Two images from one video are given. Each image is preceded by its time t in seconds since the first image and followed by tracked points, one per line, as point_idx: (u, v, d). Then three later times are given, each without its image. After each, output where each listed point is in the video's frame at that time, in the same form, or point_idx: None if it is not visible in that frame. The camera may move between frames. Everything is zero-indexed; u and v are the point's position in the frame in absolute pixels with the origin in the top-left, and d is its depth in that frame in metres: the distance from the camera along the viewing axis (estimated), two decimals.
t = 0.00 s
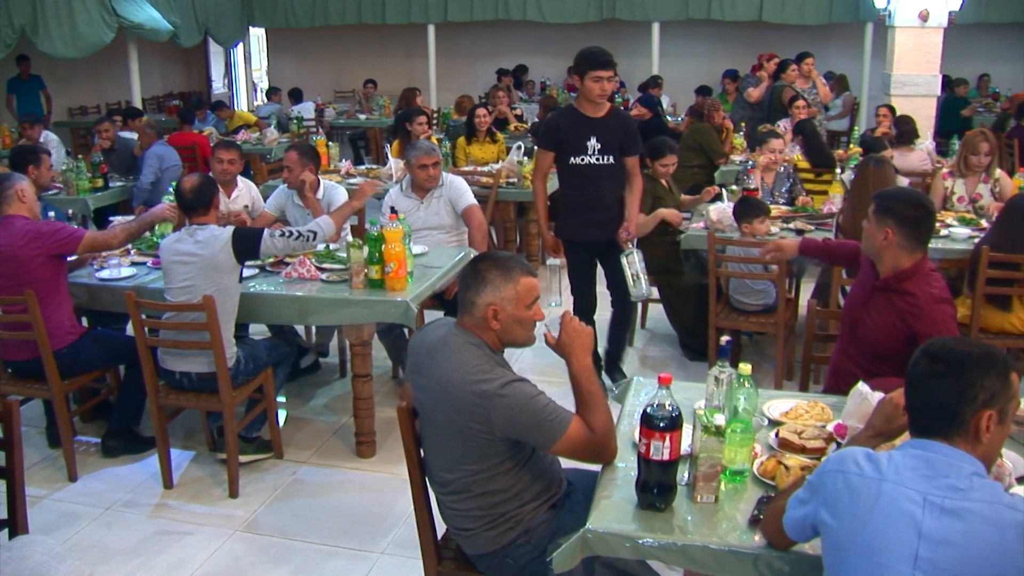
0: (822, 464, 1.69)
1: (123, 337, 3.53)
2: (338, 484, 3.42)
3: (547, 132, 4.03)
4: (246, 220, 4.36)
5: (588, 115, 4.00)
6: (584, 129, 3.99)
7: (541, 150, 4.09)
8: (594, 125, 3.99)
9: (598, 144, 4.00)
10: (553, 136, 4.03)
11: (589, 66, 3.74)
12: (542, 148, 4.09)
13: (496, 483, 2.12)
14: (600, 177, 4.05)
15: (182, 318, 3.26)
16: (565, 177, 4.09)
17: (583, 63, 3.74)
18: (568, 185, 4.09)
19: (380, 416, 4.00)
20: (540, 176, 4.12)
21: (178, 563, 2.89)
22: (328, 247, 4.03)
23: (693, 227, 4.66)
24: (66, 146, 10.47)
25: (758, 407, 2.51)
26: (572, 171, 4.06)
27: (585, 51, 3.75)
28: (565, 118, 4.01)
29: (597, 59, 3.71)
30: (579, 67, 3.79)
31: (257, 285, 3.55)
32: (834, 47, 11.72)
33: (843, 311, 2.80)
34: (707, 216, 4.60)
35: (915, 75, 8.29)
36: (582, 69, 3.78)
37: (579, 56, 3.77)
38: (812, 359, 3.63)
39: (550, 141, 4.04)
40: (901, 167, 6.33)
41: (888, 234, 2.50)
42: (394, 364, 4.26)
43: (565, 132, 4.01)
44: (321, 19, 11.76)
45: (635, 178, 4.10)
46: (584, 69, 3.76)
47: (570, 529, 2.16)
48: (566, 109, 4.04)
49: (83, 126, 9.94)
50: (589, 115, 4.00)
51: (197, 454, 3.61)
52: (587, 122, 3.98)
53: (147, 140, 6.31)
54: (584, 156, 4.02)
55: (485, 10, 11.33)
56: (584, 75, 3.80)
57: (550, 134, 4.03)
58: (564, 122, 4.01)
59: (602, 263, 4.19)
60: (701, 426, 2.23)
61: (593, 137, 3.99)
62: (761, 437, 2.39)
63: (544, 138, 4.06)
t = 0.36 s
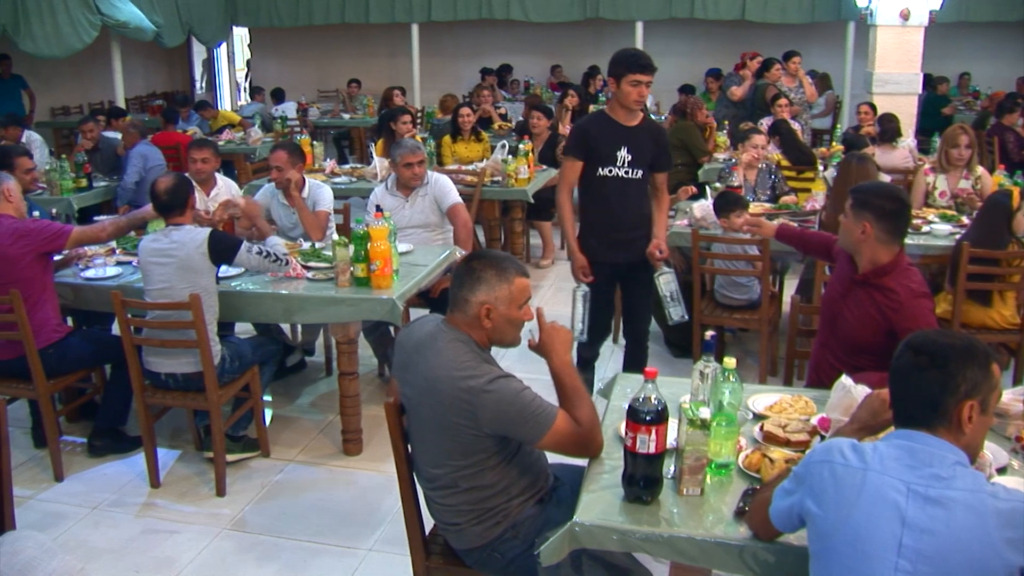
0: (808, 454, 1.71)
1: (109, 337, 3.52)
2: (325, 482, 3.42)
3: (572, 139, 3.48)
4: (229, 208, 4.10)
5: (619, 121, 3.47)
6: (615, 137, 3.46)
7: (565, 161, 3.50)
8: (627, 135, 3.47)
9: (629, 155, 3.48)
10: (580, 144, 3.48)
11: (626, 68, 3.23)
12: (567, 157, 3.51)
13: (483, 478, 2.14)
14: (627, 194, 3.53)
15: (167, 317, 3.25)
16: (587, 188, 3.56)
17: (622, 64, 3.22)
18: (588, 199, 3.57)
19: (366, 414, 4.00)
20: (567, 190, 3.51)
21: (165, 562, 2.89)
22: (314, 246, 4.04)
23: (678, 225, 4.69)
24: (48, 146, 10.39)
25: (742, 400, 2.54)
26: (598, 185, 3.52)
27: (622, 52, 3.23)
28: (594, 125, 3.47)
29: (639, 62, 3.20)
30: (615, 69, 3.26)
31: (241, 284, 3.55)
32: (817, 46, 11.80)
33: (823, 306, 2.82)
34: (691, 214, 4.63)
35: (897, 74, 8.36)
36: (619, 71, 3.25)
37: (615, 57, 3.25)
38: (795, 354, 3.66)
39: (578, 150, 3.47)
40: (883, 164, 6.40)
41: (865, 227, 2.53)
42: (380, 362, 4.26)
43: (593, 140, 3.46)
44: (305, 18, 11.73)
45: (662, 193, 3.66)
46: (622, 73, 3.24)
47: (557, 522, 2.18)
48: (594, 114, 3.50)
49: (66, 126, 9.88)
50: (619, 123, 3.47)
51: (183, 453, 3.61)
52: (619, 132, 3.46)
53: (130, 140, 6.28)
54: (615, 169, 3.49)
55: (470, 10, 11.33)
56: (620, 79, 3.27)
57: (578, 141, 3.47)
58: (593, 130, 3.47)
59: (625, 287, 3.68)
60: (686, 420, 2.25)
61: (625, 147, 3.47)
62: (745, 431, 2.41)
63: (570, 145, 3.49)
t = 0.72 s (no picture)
0: (794, 447, 1.74)
1: (95, 337, 3.51)
2: (311, 481, 3.42)
3: (590, 149, 3.30)
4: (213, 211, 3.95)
5: (632, 127, 3.32)
6: (631, 145, 3.31)
7: (587, 173, 3.32)
8: (641, 141, 3.32)
9: (645, 164, 3.35)
10: (601, 155, 3.30)
11: (642, 74, 3.08)
12: (587, 169, 3.32)
13: (470, 474, 2.15)
14: (643, 202, 3.42)
15: (152, 317, 3.24)
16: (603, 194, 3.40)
17: (639, 71, 3.07)
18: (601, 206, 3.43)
19: (352, 413, 4.01)
20: (594, 204, 3.31)
21: (151, 562, 2.89)
22: (298, 245, 4.03)
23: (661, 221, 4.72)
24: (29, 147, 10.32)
25: (726, 396, 2.57)
26: (616, 196, 3.37)
27: (635, 56, 3.08)
28: (611, 131, 3.30)
29: (657, 66, 3.04)
30: (631, 76, 3.11)
31: (226, 284, 3.54)
32: (798, 45, 11.89)
33: (796, 304, 2.84)
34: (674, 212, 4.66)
35: (878, 72, 8.43)
36: (636, 78, 3.10)
37: (631, 63, 3.08)
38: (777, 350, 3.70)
39: (598, 159, 3.29)
40: (865, 162, 6.46)
41: (837, 221, 2.55)
42: (366, 361, 4.27)
43: (610, 147, 3.29)
44: (288, 18, 11.70)
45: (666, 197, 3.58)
46: (638, 79, 3.09)
47: (542, 519, 2.20)
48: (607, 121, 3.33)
49: (47, 126, 9.81)
50: (633, 129, 3.32)
51: (169, 453, 3.60)
52: (635, 141, 3.31)
53: (113, 140, 6.26)
54: (631, 178, 3.36)
55: (453, 9, 11.33)
56: (636, 86, 3.12)
57: (598, 152, 3.28)
58: (610, 137, 3.29)
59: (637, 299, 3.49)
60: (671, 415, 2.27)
61: (641, 154, 3.32)
62: (729, 426, 2.44)
63: (588, 156, 3.31)
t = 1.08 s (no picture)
0: (780, 441, 1.76)
1: (80, 339, 3.50)
2: (298, 481, 3.43)
3: (614, 165, 2.93)
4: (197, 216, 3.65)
5: (648, 140, 2.96)
6: (651, 160, 2.98)
7: (610, 189, 2.94)
8: (659, 155, 3.00)
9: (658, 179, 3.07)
10: (628, 171, 2.94)
11: (679, 95, 2.75)
12: (612, 188, 2.94)
13: (457, 472, 2.16)
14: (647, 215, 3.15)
15: (139, 318, 3.24)
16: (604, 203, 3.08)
17: (678, 90, 2.74)
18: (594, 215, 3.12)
19: (338, 413, 4.02)
20: (619, 224, 2.95)
21: (139, 563, 2.89)
22: (283, 246, 4.03)
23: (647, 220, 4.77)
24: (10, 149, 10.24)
25: (710, 392, 2.59)
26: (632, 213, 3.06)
27: (675, 72, 2.73)
28: (634, 143, 2.93)
29: (697, 86, 2.74)
30: (666, 94, 2.76)
31: (212, 285, 3.54)
32: (780, 44, 11.96)
33: (763, 297, 2.86)
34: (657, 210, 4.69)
35: (859, 71, 8.50)
36: (672, 97, 2.76)
37: (665, 80, 2.75)
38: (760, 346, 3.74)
39: (628, 176, 2.93)
40: (846, 160, 6.51)
41: (804, 204, 2.60)
42: (351, 361, 4.28)
43: (635, 162, 2.94)
44: (271, 19, 11.67)
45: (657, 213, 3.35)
46: (675, 101, 2.76)
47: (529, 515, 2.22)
48: (625, 133, 2.95)
49: (29, 128, 9.74)
50: (650, 141, 2.97)
51: (155, 455, 3.60)
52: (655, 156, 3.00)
53: (97, 141, 6.23)
54: (646, 193, 3.07)
55: (436, 10, 11.34)
56: (670, 107, 2.79)
57: (626, 169, 2.92)
58: (634, 152, 2.93)
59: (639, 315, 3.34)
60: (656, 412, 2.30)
61: (657, 170, 3.03)
62: (714, 422, 2.47)
63: (613, 172, 2.94)
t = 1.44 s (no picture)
0: (763, 436, 1.77)
1: (66, 341, 3.49)
2: (285, 480, 3.43)
3: (625, 196, 2.90)
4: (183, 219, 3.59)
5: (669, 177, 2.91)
6: (663, 196, 2.94)
7: (614, 215, 2.92)
8: (674, 193, 2.96)
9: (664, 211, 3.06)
10: (638, 205, 2.91)
11: (711, 153, 2.69)
12: (616, 212, 2.92)
13: (444, 469, 2.18)
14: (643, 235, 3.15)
15: (126, 319, 3.23)
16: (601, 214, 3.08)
17: (709, 148, 2.68)
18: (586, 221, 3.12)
19: (325, 412, 4.02)
20: (611, 249, 2.95)
21: (127, 563, 2.89)
22: (269, 246, 4.04)
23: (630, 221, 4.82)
24: None
25: (695, 388, 2.62)
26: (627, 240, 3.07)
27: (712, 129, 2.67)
28: (653, 178, 2.89)
29: (728, 148, 2.69)
30: (697, 148, 2.71)
31: (197, 284, 3.53)
32: (762, 42, 12.04)
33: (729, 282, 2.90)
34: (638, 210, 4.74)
35: (841, 70, 8.57)
36: (702, 154, 2.70)
37: (698, 131, 2.69)
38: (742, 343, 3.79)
39: (637, 211, 2.90)
40: (828, 158, 6.57)
41: (764, 184, 2.67)
42: (338, 361, 4.28)
43: (647, 197, 2.91)
44: (254, 19, 11.63)
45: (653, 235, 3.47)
46: (704, 160, 2.70)
47: (516, 512, 2.23)
48: (646, 167, 2.90)
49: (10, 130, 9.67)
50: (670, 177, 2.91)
51: (142, 455, 3.59)
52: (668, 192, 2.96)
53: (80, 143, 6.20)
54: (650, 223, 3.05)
55: (419, 9, 11.34)
56: (700, 166, 2.73)
57: (635, 202, 2.89)
58: (649, 189, 2.89)
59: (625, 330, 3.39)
60: (641, 408, 2.32)
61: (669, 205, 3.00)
62: (698, 417, 2.50)
63: (624, 201, 2.90)
